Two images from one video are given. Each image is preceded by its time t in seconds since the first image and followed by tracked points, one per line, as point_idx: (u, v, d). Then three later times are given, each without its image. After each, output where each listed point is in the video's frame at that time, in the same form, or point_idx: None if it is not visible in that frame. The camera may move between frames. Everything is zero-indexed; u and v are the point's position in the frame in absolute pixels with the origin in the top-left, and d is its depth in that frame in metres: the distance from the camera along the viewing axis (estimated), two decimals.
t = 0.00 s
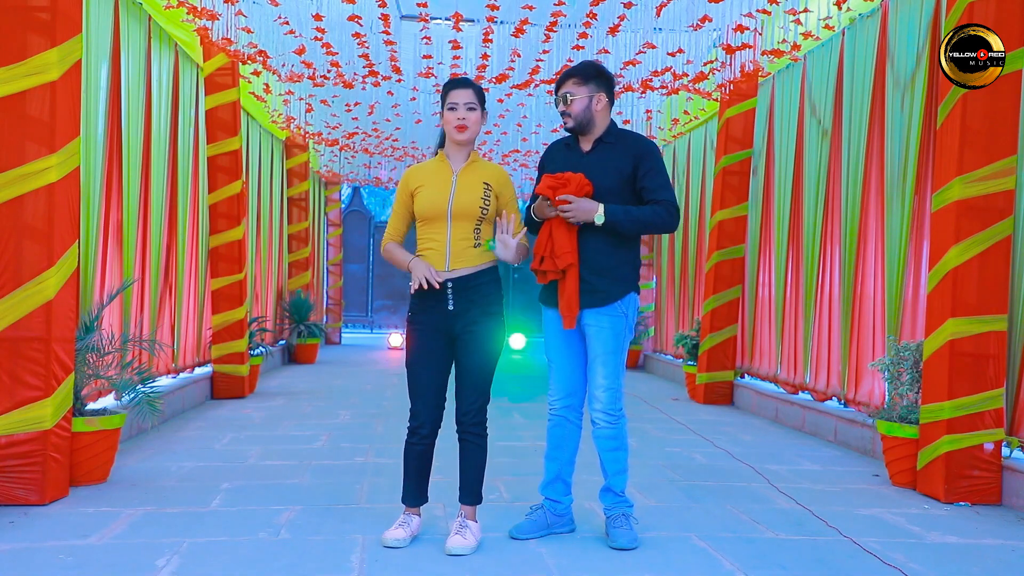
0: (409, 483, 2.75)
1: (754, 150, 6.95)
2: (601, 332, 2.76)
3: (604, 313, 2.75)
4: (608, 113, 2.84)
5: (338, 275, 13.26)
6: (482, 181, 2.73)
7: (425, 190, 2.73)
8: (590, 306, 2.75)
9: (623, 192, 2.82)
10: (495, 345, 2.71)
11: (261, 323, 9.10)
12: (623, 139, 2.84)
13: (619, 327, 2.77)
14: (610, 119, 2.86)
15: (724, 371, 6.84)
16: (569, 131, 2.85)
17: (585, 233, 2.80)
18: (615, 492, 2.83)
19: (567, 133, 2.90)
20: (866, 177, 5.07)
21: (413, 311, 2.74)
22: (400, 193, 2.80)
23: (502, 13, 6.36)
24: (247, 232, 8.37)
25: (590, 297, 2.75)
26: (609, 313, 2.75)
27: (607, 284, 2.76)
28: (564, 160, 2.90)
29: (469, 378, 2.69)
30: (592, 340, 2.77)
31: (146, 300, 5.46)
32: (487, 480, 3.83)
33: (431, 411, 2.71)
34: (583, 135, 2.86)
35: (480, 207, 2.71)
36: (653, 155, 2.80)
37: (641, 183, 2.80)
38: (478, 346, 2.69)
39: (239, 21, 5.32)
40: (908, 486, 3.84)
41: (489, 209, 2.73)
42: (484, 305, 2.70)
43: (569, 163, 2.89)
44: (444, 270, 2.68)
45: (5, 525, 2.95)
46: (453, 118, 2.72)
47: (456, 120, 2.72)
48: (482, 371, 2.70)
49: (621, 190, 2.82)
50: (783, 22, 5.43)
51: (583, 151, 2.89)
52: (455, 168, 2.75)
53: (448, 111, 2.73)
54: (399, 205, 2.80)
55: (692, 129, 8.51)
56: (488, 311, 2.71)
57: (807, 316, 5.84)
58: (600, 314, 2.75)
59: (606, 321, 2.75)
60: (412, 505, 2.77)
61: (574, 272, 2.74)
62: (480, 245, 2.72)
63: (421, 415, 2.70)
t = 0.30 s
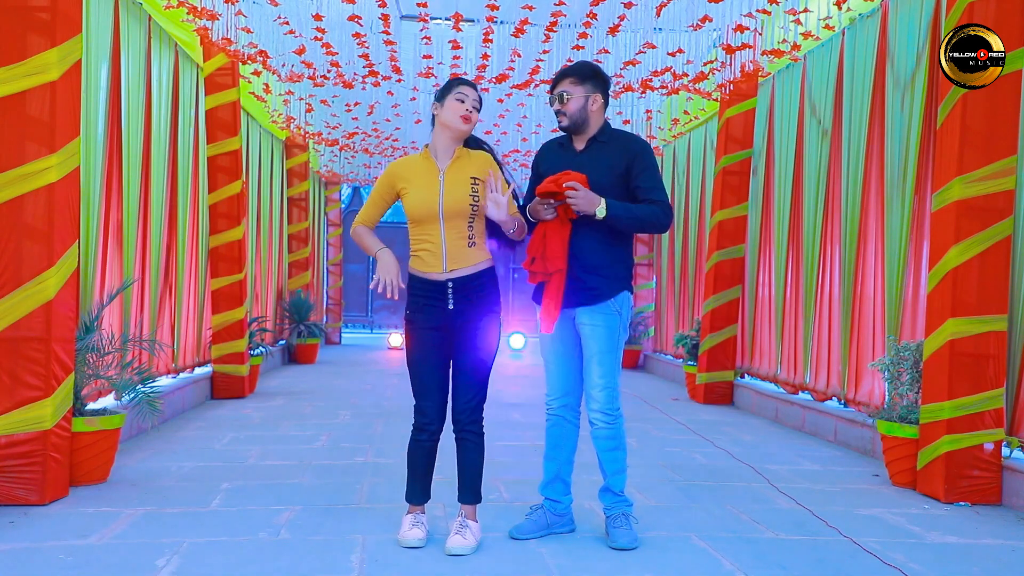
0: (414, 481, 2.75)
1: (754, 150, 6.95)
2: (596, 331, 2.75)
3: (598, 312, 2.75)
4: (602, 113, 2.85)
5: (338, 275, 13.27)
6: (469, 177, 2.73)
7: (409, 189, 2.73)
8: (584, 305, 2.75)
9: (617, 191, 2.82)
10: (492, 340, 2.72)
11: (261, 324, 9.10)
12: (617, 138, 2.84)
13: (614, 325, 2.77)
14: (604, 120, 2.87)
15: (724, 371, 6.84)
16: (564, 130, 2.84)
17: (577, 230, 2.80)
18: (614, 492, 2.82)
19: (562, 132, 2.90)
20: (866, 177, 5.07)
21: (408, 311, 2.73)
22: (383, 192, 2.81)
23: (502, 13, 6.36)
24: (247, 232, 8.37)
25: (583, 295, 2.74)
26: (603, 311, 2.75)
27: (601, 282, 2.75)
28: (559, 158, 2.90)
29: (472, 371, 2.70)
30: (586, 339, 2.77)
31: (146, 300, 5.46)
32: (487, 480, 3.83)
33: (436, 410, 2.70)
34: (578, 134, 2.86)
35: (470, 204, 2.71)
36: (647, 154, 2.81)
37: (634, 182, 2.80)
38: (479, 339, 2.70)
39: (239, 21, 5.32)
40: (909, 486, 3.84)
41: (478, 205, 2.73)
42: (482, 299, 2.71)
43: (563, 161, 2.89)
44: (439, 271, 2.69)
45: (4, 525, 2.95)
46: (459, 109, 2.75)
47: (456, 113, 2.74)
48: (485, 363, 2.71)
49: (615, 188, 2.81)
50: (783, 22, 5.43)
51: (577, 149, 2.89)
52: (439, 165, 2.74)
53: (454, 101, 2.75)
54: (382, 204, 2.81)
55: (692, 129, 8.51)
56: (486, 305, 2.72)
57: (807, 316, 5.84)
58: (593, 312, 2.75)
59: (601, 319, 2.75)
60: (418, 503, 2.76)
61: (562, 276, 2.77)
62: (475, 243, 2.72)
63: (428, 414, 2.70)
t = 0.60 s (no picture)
0: (415, 485, 2.75)
1: (754, 150, 6.95)
2: (594, 330, 2.75)
3: (596, 311, 2.75)
4: (598, 114, 2.85)
5: (338, 275, 13.27)
6: (470, 181, 2.80)
7: (422, 198, 2.66)
8: (582, 303, 2.75)
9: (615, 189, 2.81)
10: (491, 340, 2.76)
11: (261, 324, 9.10)
12: (613, 138, 2.85)
13: (612, 324, 2.77)
14: (600, 120, 2.87)
15: (724, 371, 6.84)
16: (559, 130, 2.85)
17: (576, 232, 2.80)
18: (614, 491, 2.82)
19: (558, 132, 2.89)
20: (866, 177, 5.07)
21: (406, 316, 2.71)
22: (390, 202, 2.63)
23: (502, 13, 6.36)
24: (246, 232, 8.37)
25: (582, 294, 2.75)
26: (601, 310, 2.75)
27: (599, 281, 2.75)
28: (555, 158, 2.90)
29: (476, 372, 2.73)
30: (585, 339, 2.77)
31: (146, 300, 5.46)
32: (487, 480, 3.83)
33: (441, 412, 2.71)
34: (574, 135, 2.86)
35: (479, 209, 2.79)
36: (643, 152, 2.82)
37: (633, 181, 2.80)
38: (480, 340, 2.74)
39: (239, 21, 5.32)
40: (909, 487, 3.84)
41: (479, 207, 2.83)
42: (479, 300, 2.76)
43: (560, 162, 2.88)
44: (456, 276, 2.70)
45: (4, 525, 2.95)
46: (456, 114, 2.76)
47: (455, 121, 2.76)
48: (488, 364, 2.74)
49: (612, 187, 2.80)
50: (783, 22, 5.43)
51: (573, 149, 2.89)
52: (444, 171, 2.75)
53: (450, 106, 2.75)
54: (388, 215, 2.63)
55: (691, 129, 8.51)
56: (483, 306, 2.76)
57: (807, 316, 5.84)
58: (592, 311, 2.75)
59: (599, 319, 2.75)
60: (419, 506, 2.76)
61: (557, 266, 2.75)
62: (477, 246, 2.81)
63: (433, 417, 2.70)
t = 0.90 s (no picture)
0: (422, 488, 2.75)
1: (754, 150, 6.95)
2: (592, 330, 2.75)
3: (593, 311, 2.75)
4: (593, 114, 2.83)
5: (338, 275, 13.27)
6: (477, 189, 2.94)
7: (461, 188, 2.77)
8: (577, 304, 2.75)
9: (613, 190, 2.82)
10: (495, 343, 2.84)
11: (262, 324, 9.10)
12: (609, 137, 2.84)
13: (610, 324, 2.77)
14: (596, 120, 2.86)
15: (724, 371, 6.84)
16: (555, 131, 2.85)
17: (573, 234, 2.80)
18: (614, 491, 2.82)
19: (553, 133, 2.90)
20: (866, 177, 5.07)
21: (422, 322, 2.72)
22: (445, 181, 2.70)
23: (502, 13, 6.35)
24: (246, 232, 8.37)
25: (577, 295, 2.75)
26: (599, 310, 2.75)
27: (594, 281, 2.75)
28: (551, 159, 2.92)
29: (488, 378, 2.78)
30: (583, 339, 2.77)
31: (146, 300, 5.46)
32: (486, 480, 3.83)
33: (455, 417, 2.73)
34: (569, 135, 2.86)
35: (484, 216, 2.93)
36: (639, 149, 2.80)
37: (631, 179, 2.79)
38: (488, 345, 2.81)
39: (239, 21, 5.32)
40: (908, 486, 3.84)
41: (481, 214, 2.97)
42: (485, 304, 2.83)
43: (556, 163, 2.90)
44: (471, 278, 2.78)
45: (4, 525, 2.95)
46: (472, 124, 2.80)
47: (470, 130, 2.80)
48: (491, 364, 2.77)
49: (608, 187, 2.81)
50: (783, 22, 5.42)
51: (570, 150, 2.89)
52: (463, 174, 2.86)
53: (466, 116, 2.79)
54: (450, 190, 2.68)
55: (691, 129, 8.51)
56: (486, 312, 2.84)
57: (807, 316, 5.84)
58: (589, 311, 2.75)
59: (596, 319, 2.75)
60: (423, 507, 2.76)
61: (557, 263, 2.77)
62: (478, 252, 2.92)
63: (448, 423, 2.71)
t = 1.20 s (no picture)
0: (421, 483, 2.77)
1: (754, 150, 6.95)
2: (591, 330, 2.75)
3: (592, 311, 2.75)
4: (590, 114, 2.83)
5: (338, 275, 13.28)
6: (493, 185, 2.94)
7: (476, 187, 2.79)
8: (576, 305, 2.75)
9: (610, 190, 2.82)
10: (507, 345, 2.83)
11: (262, 323, 9.11)
12: (608, 138, 2.84)
13: (608, 324, 2.77)
14: (592, 119, 2.85)
15: (724, 371, 6.84)
16: (552, 132, 2.86)
17: (571, 233, 2.80)
18: (614, 491, 2.82)
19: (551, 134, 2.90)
20: (866, 177, 5.07)
21: (441, 320, 2.72)
22: (460, 179, 2.72)
23: (502, 13, 6.34)
24: (246, 232, 8.37)
25: (577, 295, 2.75)
26: (598, 310, 2.75)
27: (593, 282, 2.75)
28: (549, 159, 2.91)
29: (501, 379, 2.79)
30: (581, 339, 2.77)
31: (146, 300, 5.46)
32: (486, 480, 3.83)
33: (466, 416, 2.75)
34: (567, 136, 2.86)
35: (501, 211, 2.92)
36: (638, 151, 2.81)
37: (628, 180, 2.80)
38: (499, 346, 2.81)
39: (239, 21, 5.32)
40: (909, 486, 3.84)
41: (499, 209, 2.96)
42: (504, 304, 2.83)
43: (553, 163, 2.89)
44: (488, 274, 2.77)
45: (4, 525, 2.95)
46: (484, 128, 2.77)
47: (480, 133, 2.77)
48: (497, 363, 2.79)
49: (606, 188, 2.81)
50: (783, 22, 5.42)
51: (569, 150, 2.89)
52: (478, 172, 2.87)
53: (479, 120, 2.76)
54: (462, 189, 2.70)
55: (691, 129, 8.51)
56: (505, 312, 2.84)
57: (807, 316, 5.84)
58: (587, 311, 2.75)
59: (594, 319, 2.75)
60: (420, 504, 2.78)
61: (556, 266, 2.75)
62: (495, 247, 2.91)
63: (458, 421, 2.72)
